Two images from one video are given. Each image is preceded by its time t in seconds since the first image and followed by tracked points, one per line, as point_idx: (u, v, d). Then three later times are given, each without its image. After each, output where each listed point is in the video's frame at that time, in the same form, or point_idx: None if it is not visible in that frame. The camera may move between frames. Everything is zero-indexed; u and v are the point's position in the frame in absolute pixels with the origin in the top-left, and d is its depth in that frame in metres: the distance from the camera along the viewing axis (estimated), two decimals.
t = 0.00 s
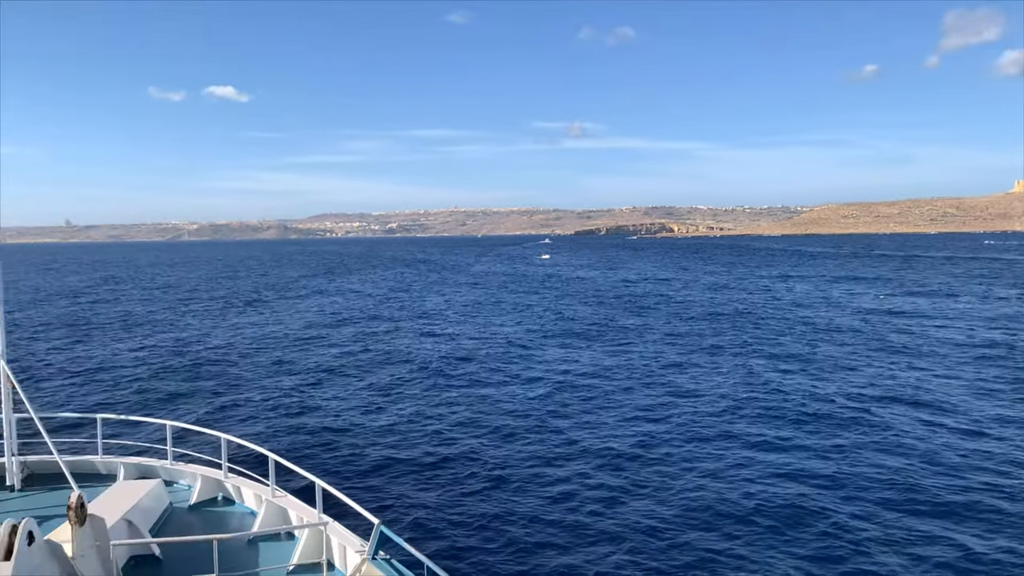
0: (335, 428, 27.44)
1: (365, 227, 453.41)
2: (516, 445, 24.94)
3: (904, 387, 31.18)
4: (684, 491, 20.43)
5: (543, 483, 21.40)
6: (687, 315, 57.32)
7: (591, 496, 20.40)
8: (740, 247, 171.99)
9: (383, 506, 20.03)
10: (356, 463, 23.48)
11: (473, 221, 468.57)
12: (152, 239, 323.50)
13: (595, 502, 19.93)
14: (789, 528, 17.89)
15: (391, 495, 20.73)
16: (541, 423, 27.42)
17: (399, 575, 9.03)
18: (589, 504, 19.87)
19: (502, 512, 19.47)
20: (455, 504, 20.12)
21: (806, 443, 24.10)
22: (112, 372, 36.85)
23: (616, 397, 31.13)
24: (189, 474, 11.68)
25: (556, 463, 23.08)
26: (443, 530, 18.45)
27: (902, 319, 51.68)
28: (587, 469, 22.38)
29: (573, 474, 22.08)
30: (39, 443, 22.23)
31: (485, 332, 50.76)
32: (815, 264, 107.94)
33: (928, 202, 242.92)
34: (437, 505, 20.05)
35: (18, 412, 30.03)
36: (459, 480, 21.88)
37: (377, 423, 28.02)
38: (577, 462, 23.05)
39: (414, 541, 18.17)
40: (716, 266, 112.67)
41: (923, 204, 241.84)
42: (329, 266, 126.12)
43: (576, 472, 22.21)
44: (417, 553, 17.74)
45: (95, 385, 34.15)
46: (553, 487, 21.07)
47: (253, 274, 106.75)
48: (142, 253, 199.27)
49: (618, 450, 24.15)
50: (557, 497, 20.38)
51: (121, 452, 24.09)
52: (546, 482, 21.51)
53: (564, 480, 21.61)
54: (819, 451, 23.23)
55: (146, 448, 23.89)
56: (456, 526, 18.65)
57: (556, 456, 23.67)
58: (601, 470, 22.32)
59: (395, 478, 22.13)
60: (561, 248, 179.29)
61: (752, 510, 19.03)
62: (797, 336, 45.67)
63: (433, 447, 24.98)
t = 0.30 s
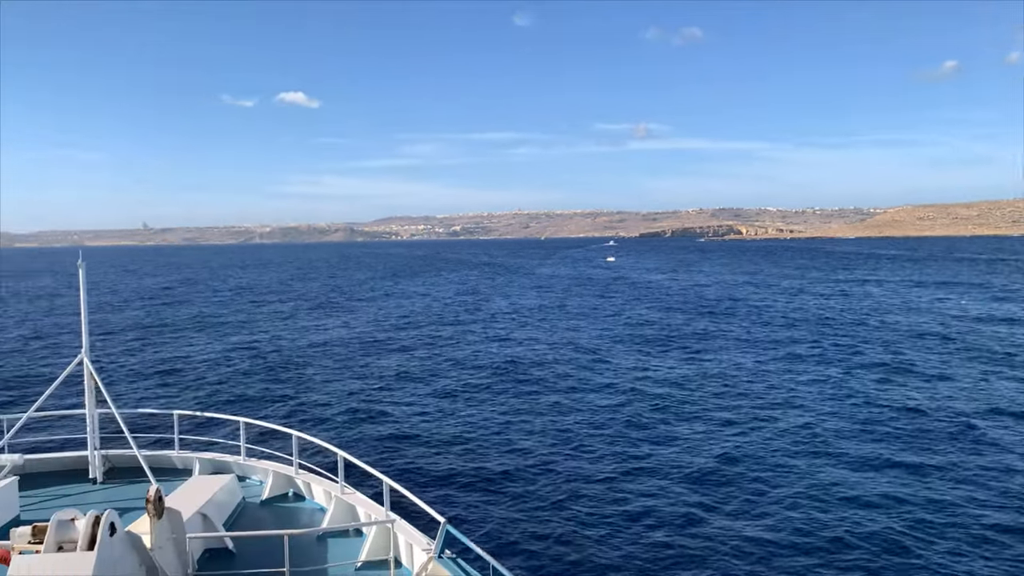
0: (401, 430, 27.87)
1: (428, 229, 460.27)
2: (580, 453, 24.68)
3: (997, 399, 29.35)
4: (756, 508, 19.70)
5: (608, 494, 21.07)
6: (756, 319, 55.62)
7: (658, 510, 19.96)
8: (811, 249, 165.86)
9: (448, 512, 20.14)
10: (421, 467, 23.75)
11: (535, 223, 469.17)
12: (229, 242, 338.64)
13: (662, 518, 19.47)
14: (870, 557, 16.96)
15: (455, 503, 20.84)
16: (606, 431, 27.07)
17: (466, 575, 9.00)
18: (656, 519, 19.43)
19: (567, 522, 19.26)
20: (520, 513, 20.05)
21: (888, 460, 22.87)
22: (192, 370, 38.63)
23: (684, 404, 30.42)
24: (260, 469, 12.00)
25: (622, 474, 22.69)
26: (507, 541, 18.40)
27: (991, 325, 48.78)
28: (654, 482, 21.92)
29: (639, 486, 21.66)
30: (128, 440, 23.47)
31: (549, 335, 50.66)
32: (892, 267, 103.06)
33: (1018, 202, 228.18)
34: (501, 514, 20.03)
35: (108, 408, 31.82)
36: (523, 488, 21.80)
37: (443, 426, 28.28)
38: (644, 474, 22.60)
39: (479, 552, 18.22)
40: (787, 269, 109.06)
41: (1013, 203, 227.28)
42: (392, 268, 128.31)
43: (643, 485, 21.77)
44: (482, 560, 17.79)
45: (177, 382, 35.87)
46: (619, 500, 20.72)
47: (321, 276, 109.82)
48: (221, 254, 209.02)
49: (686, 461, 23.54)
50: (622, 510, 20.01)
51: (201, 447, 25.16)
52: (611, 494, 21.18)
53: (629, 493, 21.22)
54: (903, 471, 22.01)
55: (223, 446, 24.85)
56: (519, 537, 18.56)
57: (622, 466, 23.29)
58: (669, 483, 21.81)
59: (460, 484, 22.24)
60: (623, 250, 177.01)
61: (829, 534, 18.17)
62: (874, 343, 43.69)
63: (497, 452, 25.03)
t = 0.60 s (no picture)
0: (460, 438, 28.04)
1: (485, 236, 463.30)
2: (641, 470, 24.23)
3: None
4: (828, 536, 18.87)
5: (671, 515, 20.58)
6: (824, 331, 53.54)
7: (723, 532, 19.34)
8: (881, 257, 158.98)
9: (506, 523, 20.05)
10: (480, 477, 23.79)
11: (593, 230, 466.52)
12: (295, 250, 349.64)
13: (728, 541, 18.85)
14: None
15: (514, 517, 20.76)
16: (668, 447, 26.50)
17: None
18: (722, 542, 18.83)
19: (628, 545, 18.90)
20: (579, 530, 19.81)
21: (974, 488, 21.59)
22: (260, 375, 39.89)
23: (749, 420, 29.50)
24: (323, 472, 12.19)
25: (685, 493, 22.14)
26: (567, 558, 18.18)
27: None
28: (719, 502, 21.29)
29: (702, 507, 21.07)
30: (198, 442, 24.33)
31: (606, 344, 50.02)
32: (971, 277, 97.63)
33: None
34: (560, 530, 19.83)
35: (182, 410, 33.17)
36: (582, 504, 21.53)
37: (501, 436, 28.29)
38: (707, 494, 22.00)
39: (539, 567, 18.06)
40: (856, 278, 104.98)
41: None
42: (449, 275, 129.35)
43: (708, 504, 21.17)
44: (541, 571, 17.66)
45: (245, 386, 37.14)
46: (682, 521, 20.20)
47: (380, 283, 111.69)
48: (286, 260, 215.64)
49: (752, 481, 22.79)
50: (685, 531, 19.49)
51: (267, 450, 25.89)
52: (673, 515, 20.68)
53: (693, 513, 20.64)
54: (990, 500, 20.72)
55: (288, 448, 25.51)
56: (579, 555, 18.30)
57: (685, 485, 22.74)
58: (734, 503, 21.16)
59: (519, 496, 22.15)
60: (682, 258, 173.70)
61: (908, 566, 17.23)
62: (953, 356, 41.39)
63: (556, 466, 24.83)
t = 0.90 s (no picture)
0: (503, 445, 27.97)
1: (527, 243, 463.81)
2: (686, 482, 23.73)
3: None
4: (883, 558, 18.17)
5: (718, 528, 20.06)
6: (877, 340, 51.67)
7: (774, 549, 18.75)
8: (937, 266, 153.13)
9: (549, 532, 19.87)
10: (522, 485, 23.64)
11: (635, 237, 462.07)
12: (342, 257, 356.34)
13: (778, 558, 18.27)
14: None
15: (556, 527, 20.55)
16: (715, 458, 25.91)
17: None
18: (772, 559, 18.26)
19: (674, 559, 18.49)
20: (623, 544, 19.47)
21: None
22: (307, 379, 40.60)
23: (799, 432, 28.66)
24: (367, 476, 12.25)
25: (732, 506, 21.58)
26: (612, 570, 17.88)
27: None
28: (768, 516, 20.68)
29: (751, 520, 20.48)
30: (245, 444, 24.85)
31: (649, 353, 49.31)
32: None
33: None
34: (603, 542, 19.52)
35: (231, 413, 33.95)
36: (626, 515, 21.18)
37: (544, 443, 28.11)
38: (756, 508, 21.39)
39: None
40: (911, 286, 101.42)
41: None
42: (490, 282, 129.61)
43: (757, 518, 20.58)
44: None
45: (292, 390, 37.83)
46: (729, 534, 19.72)
47: (422, 290, 112.54)
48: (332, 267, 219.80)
49: (804, 496, 22.07)
50: (733, 545, 18.98)
51: (312, 453, 26.25)
52: (720, 527, 20.19)
53: (741, 527, 20.08)
54: None
55: (333, 453, 25.83)
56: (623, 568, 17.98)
57: (732, 497, 22.16)
58: (784, 519, 20.52)
59: (562, 505, 21.93)
60: (726, 266, 170.39)
61: None
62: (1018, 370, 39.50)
63: (600, 475, 24.51)
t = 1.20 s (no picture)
0: (539, 447, 27.90)
1: (563, 245, 462.80)
2: (726, 489, 23.30)
3: None
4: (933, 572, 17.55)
5: (759, 538, 19.62)
6: (926, 345, 50.02)
7: (817, 562, 18.25)
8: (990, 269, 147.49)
9: (585, 536, 19.73)
10: (559, 488, 23.51)
11: (672, 239, 456.96)
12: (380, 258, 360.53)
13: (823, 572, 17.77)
14: None
15: (592, 530, 20.36)
16: (756, 465, 25.39)
17: None
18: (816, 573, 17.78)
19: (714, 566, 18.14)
20: (661, 554, 19.19)
21: None
22: (346, 380, 41.21)
23: (844, 440, 27.90)
24: (404, 477, 12.29)
25: (774, 515, 21.10)
26: None
27: None
28: (812, 528, 20.16)
29: (794, 532, 19.98)
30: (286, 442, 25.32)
31: (687, 356, 48.62)
32: None
33: None
34: (640, 550, 19.29)
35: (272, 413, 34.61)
36: (664, 521, 20.87)
37: (581, 446, 27.93)
38: (799, 518, 20.85)
39: None
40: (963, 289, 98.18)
41: None
42: (526, 284, 129.61)
43: (800, 529, 20.06)
44: None
45: (331, 391, 38.43)
46: (770, 544, 19.27)
47: (458, 292, 113.17)
48: (371, 269, 222.91)
49: (848, 509, 21.45)
50: (775, 557, 18.53)
51: (350, 454, 26.60)
52: (760, 536, 19.77)
53: (783, 538, 19.60)
54: None
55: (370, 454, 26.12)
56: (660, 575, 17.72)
57: (774, 507, 21.66)
58: (828, 531, 19.97)
59: (599, 509, 21.75)
60: (767, 269, 167.14)
61: None
62: None
63: (637, 480, 24.24)
